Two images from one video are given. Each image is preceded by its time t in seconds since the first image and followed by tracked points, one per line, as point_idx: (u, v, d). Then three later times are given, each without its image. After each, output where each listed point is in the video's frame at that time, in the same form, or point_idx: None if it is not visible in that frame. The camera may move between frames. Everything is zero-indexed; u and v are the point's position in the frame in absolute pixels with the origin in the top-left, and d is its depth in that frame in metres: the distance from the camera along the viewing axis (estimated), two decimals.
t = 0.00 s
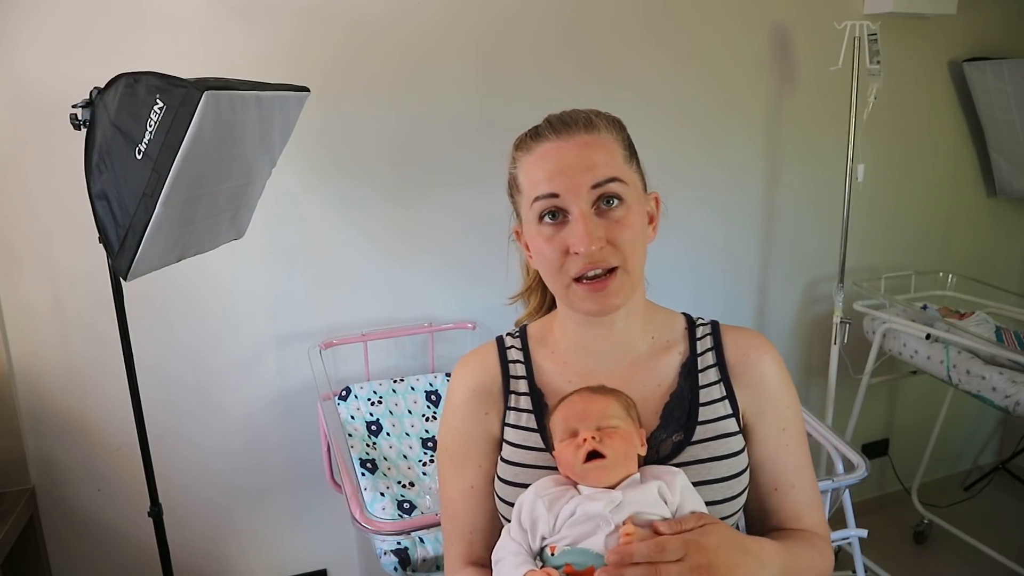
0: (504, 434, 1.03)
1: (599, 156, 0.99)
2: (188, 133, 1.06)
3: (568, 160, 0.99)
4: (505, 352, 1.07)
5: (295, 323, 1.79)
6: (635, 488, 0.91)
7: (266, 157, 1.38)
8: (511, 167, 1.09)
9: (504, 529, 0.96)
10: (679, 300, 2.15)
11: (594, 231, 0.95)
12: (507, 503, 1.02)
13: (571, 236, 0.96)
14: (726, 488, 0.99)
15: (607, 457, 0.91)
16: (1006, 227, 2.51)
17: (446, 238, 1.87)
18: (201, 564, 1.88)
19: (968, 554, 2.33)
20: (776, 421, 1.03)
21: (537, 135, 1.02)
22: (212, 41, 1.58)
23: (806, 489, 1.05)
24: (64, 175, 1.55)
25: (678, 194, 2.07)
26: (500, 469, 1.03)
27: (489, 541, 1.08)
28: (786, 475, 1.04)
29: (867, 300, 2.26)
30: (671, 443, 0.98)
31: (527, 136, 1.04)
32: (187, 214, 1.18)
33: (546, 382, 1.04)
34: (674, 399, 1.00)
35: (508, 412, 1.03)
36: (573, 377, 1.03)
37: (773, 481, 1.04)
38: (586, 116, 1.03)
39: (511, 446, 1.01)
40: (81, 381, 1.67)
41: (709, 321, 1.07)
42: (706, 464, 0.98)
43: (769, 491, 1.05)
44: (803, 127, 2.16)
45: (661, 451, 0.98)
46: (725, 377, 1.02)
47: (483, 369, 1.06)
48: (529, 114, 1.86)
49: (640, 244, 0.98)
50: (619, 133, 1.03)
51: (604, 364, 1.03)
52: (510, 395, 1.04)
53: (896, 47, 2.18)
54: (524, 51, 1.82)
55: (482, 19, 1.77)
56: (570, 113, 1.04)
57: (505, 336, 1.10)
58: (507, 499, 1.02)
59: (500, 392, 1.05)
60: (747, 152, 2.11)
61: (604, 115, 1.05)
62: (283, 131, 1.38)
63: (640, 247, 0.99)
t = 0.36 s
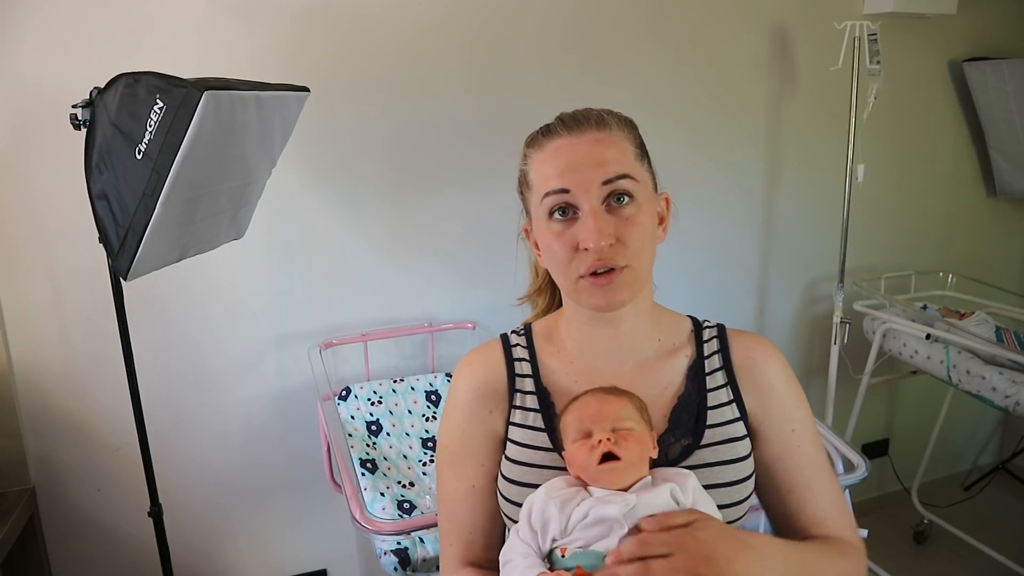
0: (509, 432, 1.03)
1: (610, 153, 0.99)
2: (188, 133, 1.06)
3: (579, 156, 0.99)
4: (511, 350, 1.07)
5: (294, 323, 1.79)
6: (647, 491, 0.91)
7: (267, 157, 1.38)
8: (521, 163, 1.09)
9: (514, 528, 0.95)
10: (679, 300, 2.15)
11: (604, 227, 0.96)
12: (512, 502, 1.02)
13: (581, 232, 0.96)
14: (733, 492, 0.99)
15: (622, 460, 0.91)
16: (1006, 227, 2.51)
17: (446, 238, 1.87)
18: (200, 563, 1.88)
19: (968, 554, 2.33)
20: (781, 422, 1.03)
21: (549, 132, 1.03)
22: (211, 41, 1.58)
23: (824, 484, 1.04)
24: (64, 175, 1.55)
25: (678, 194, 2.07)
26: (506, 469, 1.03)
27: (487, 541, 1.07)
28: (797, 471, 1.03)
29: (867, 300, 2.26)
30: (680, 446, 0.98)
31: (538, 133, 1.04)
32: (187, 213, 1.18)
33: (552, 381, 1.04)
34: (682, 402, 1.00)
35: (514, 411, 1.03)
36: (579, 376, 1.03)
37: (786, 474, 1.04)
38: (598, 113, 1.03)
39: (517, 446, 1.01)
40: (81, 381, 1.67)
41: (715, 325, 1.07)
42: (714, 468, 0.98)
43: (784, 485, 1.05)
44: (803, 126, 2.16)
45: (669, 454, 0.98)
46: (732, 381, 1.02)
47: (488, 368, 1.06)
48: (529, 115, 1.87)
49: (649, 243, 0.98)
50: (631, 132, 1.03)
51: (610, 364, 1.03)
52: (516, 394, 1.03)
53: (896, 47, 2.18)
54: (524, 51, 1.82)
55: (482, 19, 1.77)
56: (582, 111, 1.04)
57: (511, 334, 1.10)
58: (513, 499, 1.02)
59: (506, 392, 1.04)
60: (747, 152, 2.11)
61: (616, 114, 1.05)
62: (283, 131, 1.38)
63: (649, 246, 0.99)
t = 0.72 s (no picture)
0: (511, 435, 1.03)
1: (613, 151, 0.99)
2: (188, 133, 1.06)
3: (583, 153, 0.99)
4: (512, 351, 1.07)
5: (294, 323, 1.80)
6: (648, 493, 0.91)
7: (267, 157, 1.38)
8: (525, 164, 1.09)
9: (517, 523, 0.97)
10: (679, 300, 2.15)
11: (607, 224, 0.96)
12: (513, 505, 1.02)
13: (584, 229, 0.96)
14: (734, 494, 0.99)
15: (623, 461, 0.91)
16: (1007, 227, 2.51)
17: (446, 238, 1.87)
18: (200, 563, 1.88)
19: (968, 554, 2.33)
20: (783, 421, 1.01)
21: (553, 131, 1.03)
22: (211, 41, 1.58)
23: (819, 479, 1.01)
24: (64, 175, 1.55)
25: (679, 194, 2.07)
26: (507, 471, 1.03)
27: (488, 543, 1.07)
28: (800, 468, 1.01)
29: (867, 300, 2.26)
30: (680, 448, 0.98)
31: (542, 133, 1.04)
32: (188, 213, 1.18)
33: (554, 384, 1.04)
34: (681, 402, 1.00)
35: (515, 413, 1.03)
36: (581, 379, 1.03)
37: (788, 462, 1.00)
38: (602, 113, 1.03)
39: (518, 448, 1.01)
40: (81, 381, 1.67)
41: (714, 321, 1.07)
42: (715, 470, 0.98)
43: (784, 476, 1.01)
44: (803, 126, 2.16)
45: (669, 457, 0.98)
46: (729, 377, 1.02)
47: (490, 369, 1.06)
48: (528, 115, 1.87)
49: (652, 241, 0.98)
50: (635, 132, 1.03)
51: (611, 365, 1.03)
52: (517, 396, 1.04)
53: (896, 47, 2.18)
54: (524, 51, 1.82)
55: (482, 19, 1.77)
56: (586, 111, 1.04)
57: (512, 335, 1.10)
58: (513, 502, 1.02)
59: (508, 394, 1.05)
60: (747, 152, 2.11)
61: (620, 114, 1.06)
62: (283, 131, 1.38)
63: (653, 245, 0.98)
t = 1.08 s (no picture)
0: (506, 440, 1.03)
1: (607, 148, 0.99)
2: (189, 133, 1.06)
3: (577, 150, 0.99)
4: (507, 356, 1.07)
5: (294, 323, 1.80)
6: (644, 503, 0.91)
7: (266, 158, 1.38)
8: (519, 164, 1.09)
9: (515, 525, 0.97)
10: (679, 300, 2.15)
11: (601, 221, 0.96)
12: (510, 511, 1.02)
13: (578, 226, 0.96)
14: (730, 501, 1.00)
15: (620, 470, 0.91)
16: (1006, 228, 2.51)
17: (446, 237, 1.87)
18: (200, 563, 1.88)
19: (968, 554, 2.33)
20: (781, 426, 1.01)
21: (547, 130, 1.03)
22: (211, 41, 1.58)
23: (812, 496, 1.02)
24: (64, 175, 1.55)
25: (679, 194, 2.07)
26: (503, 476, 1.03)
27: (483, 546, 1.07)
28: (795, 478, 1.01)
29: (867, 300, 2.26)
30: (676, 454, 0.98)
31: (536, 133, 1.04)
32: (187, 213, 1.18)
33: (549, 388, 1.04)
34: (678, 407, 1.01)
35: (511, 418, 1.03)
36: (576, 383, 1.03)
37: (783, 478, 1.01)
38: (596, 113, 1.04)
39: (514, 454, 1.01)
40: (81, 380, 1.67)
41: (712, 325, 1.06)
42: (711, 477, 0.99)
43: (777, 490, 1.02)
44: (803, 126, 2.16)
45: (665, 463, 0.98)
46: (726, 383, 1.02)
47: (485, 374, 1.06)
48: (528, 115, 1.87)
49: (647, 239, 0.98)
50: (629, 130, 1.04)
51: (608, 369, 1.03)
52: (512, 401, 1.03)
53: (896, 46, 2.18)
54: (524, 51, 1.82)
55: (482, 20, 1.77)
56: (580, 111, 1.05)
57: (508, 339, 1.10)
58: (510, 508, 1.02)
59: (503, 400, 1.04)
60: (747, 152, 2.11)
61: (614, 115, 1.06)
62: (283, 131, 1.38)
63: (648, 243, 0.98)
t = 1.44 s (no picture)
0: (503, 437, 1.03)
1: (603, 146, 0.99)
2: (189, 133, 1.06)
3: (572, 149, 0.99)
4: (504, 354, 1.07)
5: (294, 323, 1.79)
6: (640, 500, 0.91)
7: (266, 158, 1.38)
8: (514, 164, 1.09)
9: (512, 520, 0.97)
10: (680, 300, 2.15)
11: (597, 220, 0.95)
12: (506, 508, 1.02)
13: (574, 224, 0.96)
14: (725, 499, 0.99)
15: (615, 468, 0.91)
16: (1006, 228, 2.51)
17: (446, 237, 1.87)
18: (201, 564, 1.88)
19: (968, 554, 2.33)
20: (778, 425, 1.02)
21: (542, 129, 1.03)
22: (211, 41, 1.58)
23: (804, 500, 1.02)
24: (65, 175, 1.55)
25: (679, 194, 2.07)
26: (499, 473, 1.02)
27: (481, 543, 1.07)
28: (791, 478, 1.01)
29: (867, 300, 2.26)
30: (672, 452, 0.98)
31: (532, 132, 1.04)
32: (187, 213, 1.18)
33: (546, 386, 1.04)
34: (674, 405, 1.00)
35: (507, 416, 1.03)
36: (572, 381, 1.03)
37: (778, 479, 1.01)
38: (591, 112, 1.04)
39: (510, 451, 1.01)
40: (81, 380, 1.67)
41: (708, 324, 1.06)
42: (707, 475, 0.98)
43: (771, 491, 1.01)
44: (803, 126, 2.15)
45: (660, 461, 0.98)
46: (722, 381, 1.02)
47: (482, 372, 1.06)
48: (529, 114, 1.86)
49: (644, 238, 0.98)
50: (625, 129, 1.04)
51: (604, 368, 1.03)
52: (509, 399, 1.03)
53: (896, 47, 2.18)
54: (524, 51, 1.82)
55: (483, 20, 1.77)
56: (575, 110, 1.05)
57: (505, 337, 1.10)
58: (507, 504, 1.02)
59: (499, 397, 1.04)
60: (747, 152, 2.11)
61: (609, 113, 1.06)
62: (283, 131, 1.38)
63: (645, 242, 0.98)
